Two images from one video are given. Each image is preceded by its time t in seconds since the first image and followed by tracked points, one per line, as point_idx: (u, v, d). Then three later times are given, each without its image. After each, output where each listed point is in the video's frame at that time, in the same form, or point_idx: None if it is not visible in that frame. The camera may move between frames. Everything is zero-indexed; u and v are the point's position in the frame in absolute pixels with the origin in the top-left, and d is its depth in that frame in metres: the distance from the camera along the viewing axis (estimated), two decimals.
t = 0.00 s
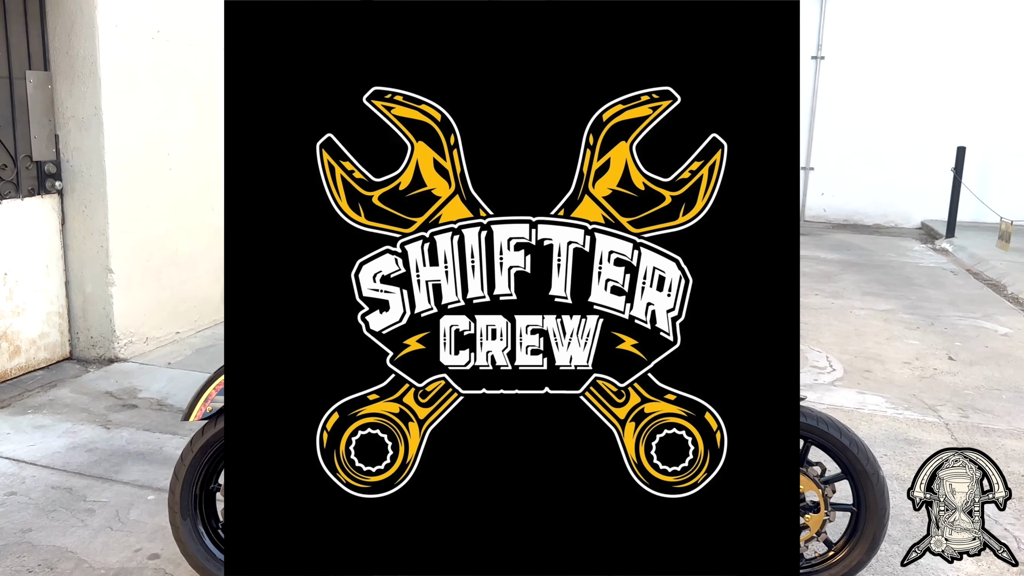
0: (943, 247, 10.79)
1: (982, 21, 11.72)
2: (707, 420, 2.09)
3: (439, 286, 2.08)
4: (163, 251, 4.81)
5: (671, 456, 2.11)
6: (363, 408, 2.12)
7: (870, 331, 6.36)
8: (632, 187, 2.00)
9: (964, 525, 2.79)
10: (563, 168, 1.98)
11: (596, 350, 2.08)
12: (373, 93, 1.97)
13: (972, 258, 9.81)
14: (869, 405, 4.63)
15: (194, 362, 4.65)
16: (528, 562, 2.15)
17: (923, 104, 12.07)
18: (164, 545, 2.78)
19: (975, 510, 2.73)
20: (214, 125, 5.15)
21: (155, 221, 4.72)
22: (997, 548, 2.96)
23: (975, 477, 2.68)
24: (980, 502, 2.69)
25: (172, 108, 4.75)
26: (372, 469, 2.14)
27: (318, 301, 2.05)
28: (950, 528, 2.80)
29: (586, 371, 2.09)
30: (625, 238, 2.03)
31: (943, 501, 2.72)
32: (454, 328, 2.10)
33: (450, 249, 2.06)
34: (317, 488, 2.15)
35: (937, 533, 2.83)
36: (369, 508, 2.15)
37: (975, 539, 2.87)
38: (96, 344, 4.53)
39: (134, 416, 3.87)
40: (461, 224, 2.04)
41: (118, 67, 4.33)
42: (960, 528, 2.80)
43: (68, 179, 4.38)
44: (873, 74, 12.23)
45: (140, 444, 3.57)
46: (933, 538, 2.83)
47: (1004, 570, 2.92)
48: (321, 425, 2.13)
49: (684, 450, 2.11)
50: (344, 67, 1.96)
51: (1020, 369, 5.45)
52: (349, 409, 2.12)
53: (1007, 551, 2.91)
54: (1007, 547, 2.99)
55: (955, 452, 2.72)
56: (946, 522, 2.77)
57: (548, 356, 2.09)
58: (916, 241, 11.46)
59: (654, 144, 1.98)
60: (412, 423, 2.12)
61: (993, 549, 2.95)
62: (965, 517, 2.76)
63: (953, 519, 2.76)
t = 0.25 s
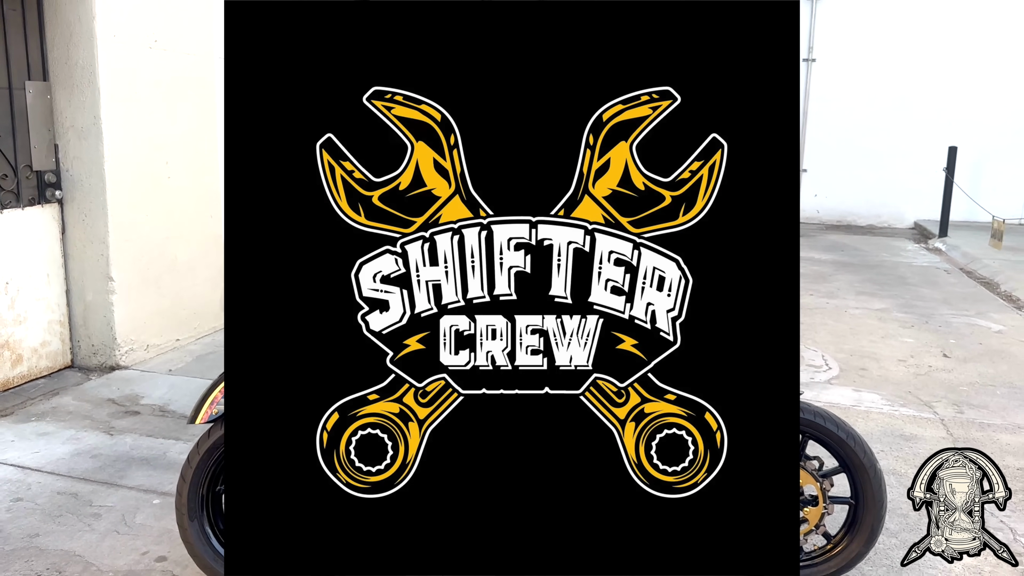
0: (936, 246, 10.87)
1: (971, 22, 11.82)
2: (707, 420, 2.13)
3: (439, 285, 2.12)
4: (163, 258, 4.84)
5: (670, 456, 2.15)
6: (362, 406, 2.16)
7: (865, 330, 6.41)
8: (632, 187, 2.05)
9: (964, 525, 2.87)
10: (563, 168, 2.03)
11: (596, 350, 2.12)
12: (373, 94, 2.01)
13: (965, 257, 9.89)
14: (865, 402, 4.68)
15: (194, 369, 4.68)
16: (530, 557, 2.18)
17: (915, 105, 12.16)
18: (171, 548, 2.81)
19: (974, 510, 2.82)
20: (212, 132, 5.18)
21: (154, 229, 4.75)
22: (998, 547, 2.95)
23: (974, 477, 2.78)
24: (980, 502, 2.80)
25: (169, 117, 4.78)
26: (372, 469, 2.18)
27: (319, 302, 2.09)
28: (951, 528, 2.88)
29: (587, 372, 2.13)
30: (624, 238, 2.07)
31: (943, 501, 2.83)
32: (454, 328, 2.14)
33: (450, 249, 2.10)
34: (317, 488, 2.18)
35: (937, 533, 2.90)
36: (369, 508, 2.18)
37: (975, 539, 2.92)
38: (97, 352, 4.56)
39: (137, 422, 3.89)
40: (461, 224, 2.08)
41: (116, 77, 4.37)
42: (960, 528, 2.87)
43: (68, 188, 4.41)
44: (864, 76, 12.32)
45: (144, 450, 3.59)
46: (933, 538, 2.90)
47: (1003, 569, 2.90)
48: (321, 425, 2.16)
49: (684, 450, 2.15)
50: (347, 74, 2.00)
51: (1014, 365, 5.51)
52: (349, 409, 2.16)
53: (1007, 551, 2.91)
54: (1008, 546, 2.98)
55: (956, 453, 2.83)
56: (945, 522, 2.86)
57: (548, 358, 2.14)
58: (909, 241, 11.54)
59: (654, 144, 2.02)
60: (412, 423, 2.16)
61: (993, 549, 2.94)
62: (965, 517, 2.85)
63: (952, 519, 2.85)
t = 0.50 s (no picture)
0: (930, 243, 10.96)
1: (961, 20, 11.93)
2: (706, 420, 2.18)
3: (439, 285, 2.18)
4: (165, 264, 4.88)
5: (670, 456, 2.20)
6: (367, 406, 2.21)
7: (860, 326, 6.48)
8: (632, 187, 2.10)
9: (965, 525, 2.88)
10: (564, 168, 2.08)
11: (596, 350, 2.18)
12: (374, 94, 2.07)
13: (959, 254, 9.97)
14: (861, 396, 4.75)
15: (198, 373, 4.72)
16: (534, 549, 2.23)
17: (906, 104, 12.27)
18: (181, 546, 2.86)
19: (975, 510, 2.83)
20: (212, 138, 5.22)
21: (157, 235, 4.79)
22: (997, 547, 2.94)
23: (974, 477, 2.79)
24: (979, 502, 2.81)
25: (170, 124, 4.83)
26: (372, 469, 2.23)
27: (319, 304, 2.14)
28: (950, 528, 2.89)
29: (591, 373, 2.18)
30: (625, 238, 2.13)
31: (943, 501, 2.84)
32: (454, 328, 2.19)
33: (450, 249, 2.16)
34: (316, 486, 2.23)
35: (937, 533, 2.92)
36: (369, 507, 2.23)
37: (976, 539, 2.92)
38: (101, 357, 4.60)
39: (143, 425, 3.94)
40: (461, 224, 2.13)
41: (118, 84, 4.41)
42: (960, 528, 2.88)
43: (71, 196, 4.45)
44: (856, 75, 12.41)
45: (151, 452, 3.64)
46: (933, 538, 2.93)
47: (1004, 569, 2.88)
48: (322, 425, 2.21)
49: (684, 449, 2.20)
50: (359, 90, 2.06)
51: (1007, 358, 5.58)
52: (349, 408, 2.21)
53: (1007, 551, 2.90)
54: (1008, 545, 2.97)
55: (955, 453, 2.85)
56: (945, 522, 2.88)
57: (548, 358, 2.19)
58: (904, 238, 11.62)
59: (653, 144, 2.08)
60: (412, 423, 2.21)
61: (993, 549, 2.94)
62: (965, 517, 2.87)
63: (952, 519, 2.87)
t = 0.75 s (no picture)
0: (926, 240, 11.03)
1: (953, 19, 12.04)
2: (693, 401, 2.12)
3: (445, 288, 2.11)
4: (169, 266, 4.93)
5: (659, 435, 2.12)
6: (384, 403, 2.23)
7: (857, 322, 6.55)
8: (617, 193, 2.08)
9: (965, 526, 3.01)
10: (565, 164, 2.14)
11: (591, 342, 2.12)
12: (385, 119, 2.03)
13: (954, 250, 10.05)
14: (859, 389, 4.81)
15: (204, 373, 4.78)
16: (560, 529, 2.15)
17: (900, 102, 12.36)
18: (193, 540, 2.91)
19: (974, 510, 3.03)
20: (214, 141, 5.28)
21: (161, 237, 4.85)
22: (997, 547, 2.95)
23: (972, 478, 3.12)
24: (979, 502, 3.08)
25: (173, 128, 4.88)
26: (393, 455, 2.13)
27: (329, 315, 2.06)
28: (951, 528, 3.01)
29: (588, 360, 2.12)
30: (611, 239, 2.09)
31: (943, 501, 3.11)
32: (463, 327, 2.11)
33: (454, 255, 2.09)
34: (339, 474, 2.14)
35: (938, 534, 3.01)
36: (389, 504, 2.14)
37: (976, 539, 2.98)
38: (108, 359, 4.65)
39: (151, 425, 3.99)
40: (463, 232, 2.08)
41: (122, 89, 4.47)
42: (960, 528, 3.01)
43: (76, 200, 4.50)
44: (850, 74, 12.51)
45: (160, 450, 3.69)
46: (933, 538, 3.00)
47: (1002, 567, 2.86)
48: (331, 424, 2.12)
49: (672, 428, 2.13)
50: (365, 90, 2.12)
51: (1003, 351, 5.65)
52: (371, 400, 2.13)
53: (1007, 551, 2.91)
54: (1007, 544, 2.97)
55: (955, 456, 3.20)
56: (945, 522, 3.03)
57: (547, 351, 2.12)
58: (899, 236, 11.71)
59: (636, 151, 2.06)
60: (427, 414, 2.11)
61: (993, 549, 2.94)
62: (965, 516, 3.03)
63: (952, 519, 3.03)
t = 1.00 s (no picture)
0: (923, 239, 11.09)
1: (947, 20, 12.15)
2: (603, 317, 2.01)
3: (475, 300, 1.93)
4: (174, 269, 4.99)
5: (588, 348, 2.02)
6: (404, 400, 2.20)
7: (855, 320, 6.61)
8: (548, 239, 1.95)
9: (965, 526, 3.04)
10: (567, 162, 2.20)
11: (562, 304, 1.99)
12: (442, 222, 1.87)
13: (951, 249, 10.11)
14: (857, 386, 4.87)
15: (208, 374, 4.83)
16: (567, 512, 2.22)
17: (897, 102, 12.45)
18: (202, 536, 2.96)
19: (974, 510, 3.09)
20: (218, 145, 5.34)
21: (165, 240, 4.91)
22: (997, 547, 2.94)
23: (972, 478, 3.23)
24: (979, 502, 3.16)
25: (177, 132, 4.95)
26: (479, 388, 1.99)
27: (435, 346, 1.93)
28: (950, 529, 3.04)
29: (544, 316, 1.96)
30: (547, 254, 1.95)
31: (943, 501, 3.17)
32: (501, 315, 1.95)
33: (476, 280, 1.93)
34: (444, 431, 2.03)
35: (938, 534, 3.02)
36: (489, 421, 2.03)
37: (976, 539, 2.99)
38: (114, 361, 4.70)
39: (158, 425, 4.04)
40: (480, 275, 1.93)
41: (127, 94, 4.53)
42: (960, 528, 3.03)
43: (82, 204, 4.56)
44: (847, 75, 12.60)
45: (167, 450, 3.74)
46: (933, 538, 3.00)
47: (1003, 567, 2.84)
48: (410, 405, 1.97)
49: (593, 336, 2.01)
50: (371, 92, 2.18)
51: (999, 348, 5.71)
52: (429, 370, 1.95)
53: (1008, 551, 2.90)
54: (1008, 544, 2.96)
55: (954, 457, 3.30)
56: (945, 522, 3.07)
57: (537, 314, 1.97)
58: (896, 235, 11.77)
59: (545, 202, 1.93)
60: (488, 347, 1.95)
61: (993, 549, 2.94)
62: (965, 517, 3.07)
63: (952, 520, 3.07)
